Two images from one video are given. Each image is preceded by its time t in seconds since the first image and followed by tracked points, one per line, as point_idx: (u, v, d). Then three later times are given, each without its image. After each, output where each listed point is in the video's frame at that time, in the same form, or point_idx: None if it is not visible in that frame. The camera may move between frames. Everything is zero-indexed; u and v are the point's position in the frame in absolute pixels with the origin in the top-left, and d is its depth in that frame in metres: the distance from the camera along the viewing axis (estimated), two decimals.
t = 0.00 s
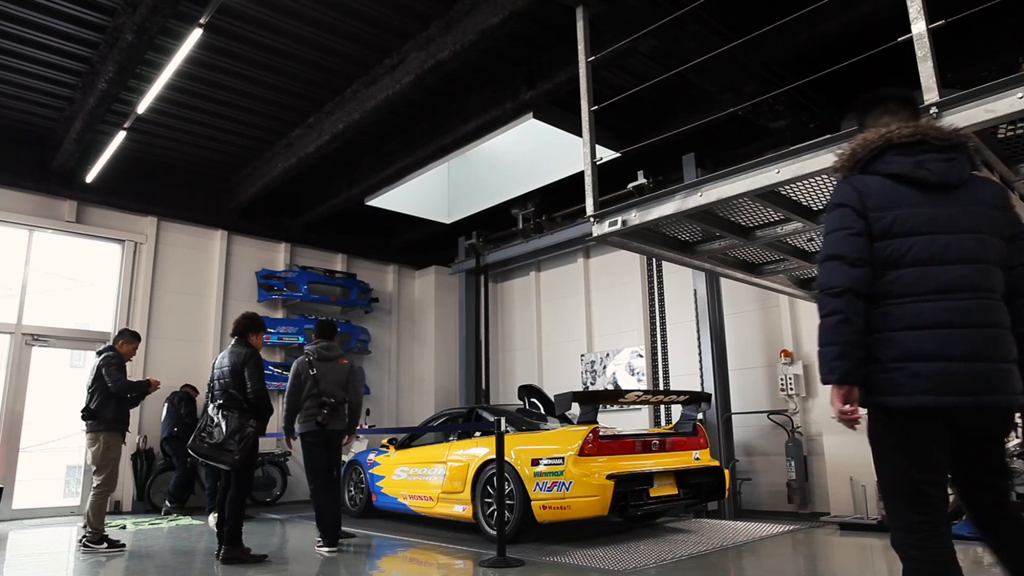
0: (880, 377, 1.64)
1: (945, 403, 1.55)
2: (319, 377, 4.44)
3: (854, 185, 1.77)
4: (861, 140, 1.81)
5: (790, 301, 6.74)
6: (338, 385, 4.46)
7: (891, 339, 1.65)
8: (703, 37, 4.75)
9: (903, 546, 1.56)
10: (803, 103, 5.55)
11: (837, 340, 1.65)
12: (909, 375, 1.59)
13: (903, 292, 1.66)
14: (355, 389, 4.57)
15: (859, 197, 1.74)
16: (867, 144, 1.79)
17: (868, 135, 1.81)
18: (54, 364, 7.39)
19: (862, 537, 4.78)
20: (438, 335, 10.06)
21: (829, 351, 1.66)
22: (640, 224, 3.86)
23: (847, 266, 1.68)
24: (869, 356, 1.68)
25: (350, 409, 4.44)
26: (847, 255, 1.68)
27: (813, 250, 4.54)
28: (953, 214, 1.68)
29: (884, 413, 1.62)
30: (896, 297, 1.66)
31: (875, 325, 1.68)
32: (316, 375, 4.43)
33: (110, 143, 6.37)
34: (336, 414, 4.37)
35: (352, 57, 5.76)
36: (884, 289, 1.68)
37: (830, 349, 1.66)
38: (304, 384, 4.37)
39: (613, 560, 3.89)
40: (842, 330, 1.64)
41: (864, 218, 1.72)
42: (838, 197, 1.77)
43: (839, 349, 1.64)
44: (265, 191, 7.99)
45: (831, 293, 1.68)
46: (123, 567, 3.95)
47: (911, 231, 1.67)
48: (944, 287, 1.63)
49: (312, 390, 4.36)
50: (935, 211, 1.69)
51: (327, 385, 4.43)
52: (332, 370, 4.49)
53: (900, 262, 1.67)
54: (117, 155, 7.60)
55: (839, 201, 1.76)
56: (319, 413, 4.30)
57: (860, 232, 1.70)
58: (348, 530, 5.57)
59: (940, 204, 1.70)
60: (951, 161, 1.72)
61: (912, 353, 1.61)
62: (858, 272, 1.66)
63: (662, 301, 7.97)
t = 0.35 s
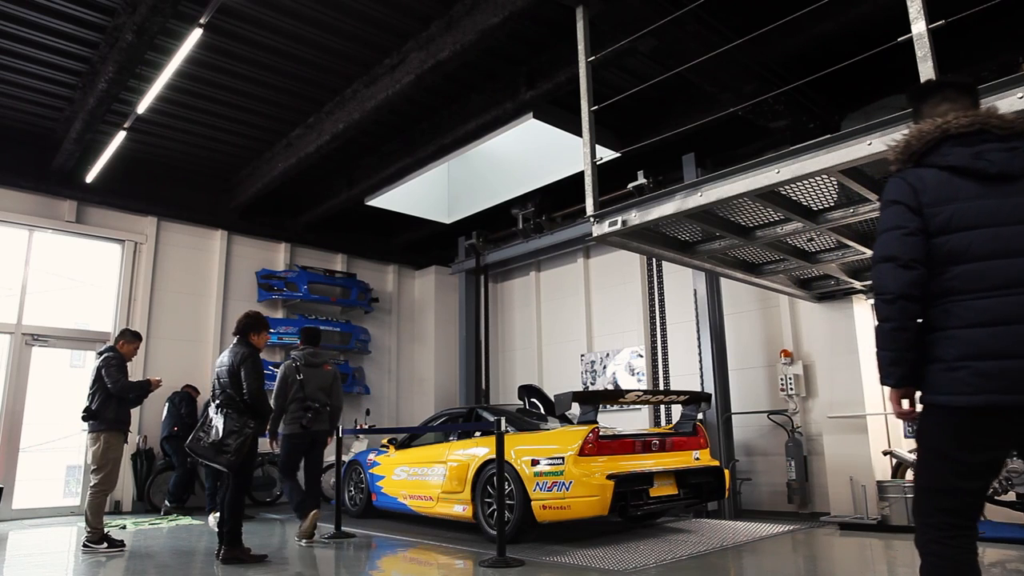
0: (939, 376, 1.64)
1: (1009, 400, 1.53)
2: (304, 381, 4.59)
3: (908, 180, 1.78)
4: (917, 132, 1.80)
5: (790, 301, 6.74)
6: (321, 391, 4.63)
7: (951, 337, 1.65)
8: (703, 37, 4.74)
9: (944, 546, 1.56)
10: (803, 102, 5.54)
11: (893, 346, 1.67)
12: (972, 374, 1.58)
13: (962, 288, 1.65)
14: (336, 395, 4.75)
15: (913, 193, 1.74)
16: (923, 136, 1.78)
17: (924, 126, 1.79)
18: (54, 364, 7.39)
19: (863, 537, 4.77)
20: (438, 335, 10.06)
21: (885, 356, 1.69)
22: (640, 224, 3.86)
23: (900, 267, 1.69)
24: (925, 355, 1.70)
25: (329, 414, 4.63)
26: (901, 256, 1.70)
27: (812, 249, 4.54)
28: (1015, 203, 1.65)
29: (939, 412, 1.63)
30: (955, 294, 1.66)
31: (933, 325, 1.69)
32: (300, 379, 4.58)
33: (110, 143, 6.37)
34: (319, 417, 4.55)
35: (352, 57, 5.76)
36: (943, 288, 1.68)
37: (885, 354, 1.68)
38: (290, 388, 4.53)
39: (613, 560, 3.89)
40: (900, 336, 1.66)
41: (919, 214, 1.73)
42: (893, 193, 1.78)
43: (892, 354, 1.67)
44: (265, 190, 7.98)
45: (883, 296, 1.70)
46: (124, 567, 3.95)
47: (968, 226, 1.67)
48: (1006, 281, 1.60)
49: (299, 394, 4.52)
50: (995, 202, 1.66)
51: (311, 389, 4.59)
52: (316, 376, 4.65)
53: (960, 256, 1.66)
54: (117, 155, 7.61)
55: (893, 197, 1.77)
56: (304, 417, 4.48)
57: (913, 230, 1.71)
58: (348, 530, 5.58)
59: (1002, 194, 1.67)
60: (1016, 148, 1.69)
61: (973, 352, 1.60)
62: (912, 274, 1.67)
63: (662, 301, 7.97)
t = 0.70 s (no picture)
0: (977, 373, 1.66)
1: None
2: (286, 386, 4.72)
3: (944, 174, 1.80)
4: (951, 126, 1.82)
5: (790, 301, 6.74)
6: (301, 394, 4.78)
7: (988, 333, 1.67)
8: (703, 36, 4.74)
9: (973, 541, 1.58)
10: (803, 102, 5.54)
11: (928, 343, 1.69)
12: (1010, 369, 1.61)
13: (999, 284, 1.68)
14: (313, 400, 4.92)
15: (950, 187, 1.77)
16: (956, 130, 1.80)
17: (959, 120, 1.81)
18: (53, 364, 7.39)
19: (863, 537, 4.77)
20: (438, 335, 10.06)
21: (920, 353, 1.71)
22: (640, 224, 3.86)
23: (936, 262, 1.71)
24: (960, 351, 1.72)
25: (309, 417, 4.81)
26: (937, 250, 1.72)
27: (813, 249, 4.54)
28: None
29: (974, 408, 1.65)
30: (989, 291, 1.69)
31: (967, 320, 1.72)
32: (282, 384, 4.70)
33: (110, 143, 6.37)
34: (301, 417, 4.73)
35: (352, 57, 5.76)
36: (979, 283, 1.71)
37: (922, 351, 1.70)
38: (274, 391, 4.66)
39: (613, 560, 3.89)
40: (937, 332, 1.68)
41: (955, 209, 1.76)
42: (928, 188, 1.81)
43: (930, 351, 1.69)
44: (265, 190, 7.98)
45: (920, 291, 1.72)
46: (124, 567, 3.95)
47: (1003, 220, 1.69)
48: None
49: (284, 397, 4.66)
50: None
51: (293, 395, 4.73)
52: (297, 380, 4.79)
53: (997, 251, 1.69)
54: (116, 155, 7.61)
55: (929, 192, 1.80)
56: (289, 419, 4.63)
57: (950, 225, 1.73)
58: (348, 530, 5.58)
59: None
60: None
61: (1011, 348, 1.63)
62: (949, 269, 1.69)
63: (662, 301, 7.97)
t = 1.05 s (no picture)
0: (990, 372, 1.66)
1: None
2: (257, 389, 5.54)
3: (959, 171, 1.79)
4: (966, 122, 1.81)
5: (790, 301, 6.75)
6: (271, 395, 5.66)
7: (1002, 331, 1.66)
8: (703, 36, 4.74)
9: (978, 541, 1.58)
10: (803, 102, 5.54)
11: (939, 341, 1.68)
12: None
13: (1012, 283, 1.67)
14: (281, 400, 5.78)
15: (964, 185, 1.76)
16: (971, 127, 1.80)
17: (973, 116, 1.80)
18: (53, 364, 7.39)
19: (863, 537, 4.76)
20: (437, 335, 10.06)
21: (930, 352, 1.70)
22: (640, 224, 3.87)
23: (949, 259, 1.70)
24: (972, 350, 1.71)
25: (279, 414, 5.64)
26: (950, 248, 1.71)
27: (813, 249, 4.55)
28: None
29: (985, 407, 1.65)
30: (1002, 289, 1.68)
31: (978, 319, 1.71)
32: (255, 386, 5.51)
33: (111, 143, 6.37)
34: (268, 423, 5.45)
35: (352, 57, 5.77)
36: (991, 281, 1.70)
37: (933, 350, 1.69)
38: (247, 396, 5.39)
39: (611, 560, 3.89)
40: (949, 331, 1.67)
41: (969, 206, 1.74)
42: (941, 184, 1.80)
43: (941, 350, 1.67)
44: (265, 190, 7.98)
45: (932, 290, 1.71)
46: (123, 567, 3.94)
47: (1018, 218, 1.68)
48: None
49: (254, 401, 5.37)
50: None
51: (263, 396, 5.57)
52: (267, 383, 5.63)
53: (1011, 249, 1.68)
54: (116, 155, 7.61)
55: (942, 188, 1.79)
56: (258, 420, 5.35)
57: (963, 222, 1.72)
58: (348, 529, 5.58)
59: None
60: None
61: None
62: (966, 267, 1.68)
63: (662, 301, 7.97)
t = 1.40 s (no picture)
0: (997, 367, 1.64)
1: None
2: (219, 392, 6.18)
3: (971, 165, 1.78)
4: (979, 116, 1.80)
5: (790, 301, 6.75)
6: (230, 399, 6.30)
7: (1010, 326, 1.65)
8: (702, 36, 4.74)
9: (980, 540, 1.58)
10: (803, 102, 5.54)
11: (944, 335, 1.68)
12: None
13: (1022, 278, 1.66)
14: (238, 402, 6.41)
15: (977, 178, 1.74)
16: (983, 122, 1.79)
17: (987, 111, 1.79)
18: (53, 364, 7.39)
19: (863, 537, 4.76)
20: (438, 335, 10.06)
21: (937, 346, 1.69)
22: (640, 224, 3.87)
23: (961, 252, 1.69)
24: (978, 345, 1.70)
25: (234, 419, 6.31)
26: (962, 241, 1.70)
27: (813, 249, 4.55)
28: None
29: (990, 404, 1.64)
30: (1011, 285, 1.67)
31: (986, 314, 1.70)
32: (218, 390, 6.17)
33: (110, 143, 6.37)
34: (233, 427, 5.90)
35: (352, 57, 5.77)
36: (1001, 276, 1.69)
37: (940, 344, 1.68)
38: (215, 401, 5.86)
39: (611, 560, 3.89)
40: (957, 325, 1.66)
41: (982, 200, 1.73)
42: (952, 178, 1.78)
43: (948, 344, 1.67)
44: (265, 190, 7.98)
45: (943, 284, 1.70)
46: (124, 567, 3.95)
47: None
48: None
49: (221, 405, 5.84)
50: None
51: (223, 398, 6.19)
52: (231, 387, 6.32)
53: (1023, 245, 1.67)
54: (117, 155, 7.61)
55: (954, 181, 1.77)
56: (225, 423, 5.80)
57: (976, 215, 1.71)
58: (348, 529, 5.58)
59: None
60: None
61: None
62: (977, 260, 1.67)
63: (662, 301, 7.97)
